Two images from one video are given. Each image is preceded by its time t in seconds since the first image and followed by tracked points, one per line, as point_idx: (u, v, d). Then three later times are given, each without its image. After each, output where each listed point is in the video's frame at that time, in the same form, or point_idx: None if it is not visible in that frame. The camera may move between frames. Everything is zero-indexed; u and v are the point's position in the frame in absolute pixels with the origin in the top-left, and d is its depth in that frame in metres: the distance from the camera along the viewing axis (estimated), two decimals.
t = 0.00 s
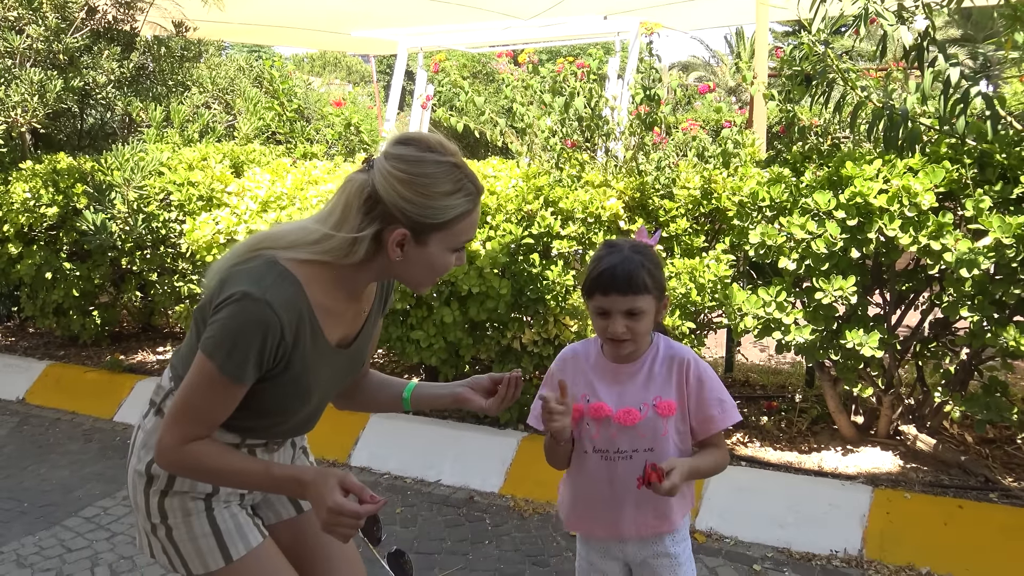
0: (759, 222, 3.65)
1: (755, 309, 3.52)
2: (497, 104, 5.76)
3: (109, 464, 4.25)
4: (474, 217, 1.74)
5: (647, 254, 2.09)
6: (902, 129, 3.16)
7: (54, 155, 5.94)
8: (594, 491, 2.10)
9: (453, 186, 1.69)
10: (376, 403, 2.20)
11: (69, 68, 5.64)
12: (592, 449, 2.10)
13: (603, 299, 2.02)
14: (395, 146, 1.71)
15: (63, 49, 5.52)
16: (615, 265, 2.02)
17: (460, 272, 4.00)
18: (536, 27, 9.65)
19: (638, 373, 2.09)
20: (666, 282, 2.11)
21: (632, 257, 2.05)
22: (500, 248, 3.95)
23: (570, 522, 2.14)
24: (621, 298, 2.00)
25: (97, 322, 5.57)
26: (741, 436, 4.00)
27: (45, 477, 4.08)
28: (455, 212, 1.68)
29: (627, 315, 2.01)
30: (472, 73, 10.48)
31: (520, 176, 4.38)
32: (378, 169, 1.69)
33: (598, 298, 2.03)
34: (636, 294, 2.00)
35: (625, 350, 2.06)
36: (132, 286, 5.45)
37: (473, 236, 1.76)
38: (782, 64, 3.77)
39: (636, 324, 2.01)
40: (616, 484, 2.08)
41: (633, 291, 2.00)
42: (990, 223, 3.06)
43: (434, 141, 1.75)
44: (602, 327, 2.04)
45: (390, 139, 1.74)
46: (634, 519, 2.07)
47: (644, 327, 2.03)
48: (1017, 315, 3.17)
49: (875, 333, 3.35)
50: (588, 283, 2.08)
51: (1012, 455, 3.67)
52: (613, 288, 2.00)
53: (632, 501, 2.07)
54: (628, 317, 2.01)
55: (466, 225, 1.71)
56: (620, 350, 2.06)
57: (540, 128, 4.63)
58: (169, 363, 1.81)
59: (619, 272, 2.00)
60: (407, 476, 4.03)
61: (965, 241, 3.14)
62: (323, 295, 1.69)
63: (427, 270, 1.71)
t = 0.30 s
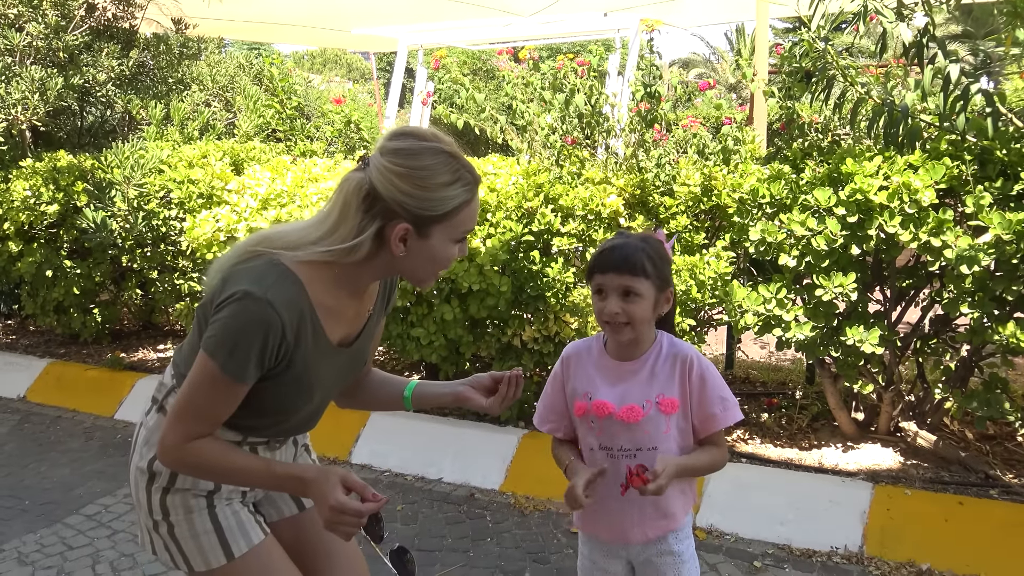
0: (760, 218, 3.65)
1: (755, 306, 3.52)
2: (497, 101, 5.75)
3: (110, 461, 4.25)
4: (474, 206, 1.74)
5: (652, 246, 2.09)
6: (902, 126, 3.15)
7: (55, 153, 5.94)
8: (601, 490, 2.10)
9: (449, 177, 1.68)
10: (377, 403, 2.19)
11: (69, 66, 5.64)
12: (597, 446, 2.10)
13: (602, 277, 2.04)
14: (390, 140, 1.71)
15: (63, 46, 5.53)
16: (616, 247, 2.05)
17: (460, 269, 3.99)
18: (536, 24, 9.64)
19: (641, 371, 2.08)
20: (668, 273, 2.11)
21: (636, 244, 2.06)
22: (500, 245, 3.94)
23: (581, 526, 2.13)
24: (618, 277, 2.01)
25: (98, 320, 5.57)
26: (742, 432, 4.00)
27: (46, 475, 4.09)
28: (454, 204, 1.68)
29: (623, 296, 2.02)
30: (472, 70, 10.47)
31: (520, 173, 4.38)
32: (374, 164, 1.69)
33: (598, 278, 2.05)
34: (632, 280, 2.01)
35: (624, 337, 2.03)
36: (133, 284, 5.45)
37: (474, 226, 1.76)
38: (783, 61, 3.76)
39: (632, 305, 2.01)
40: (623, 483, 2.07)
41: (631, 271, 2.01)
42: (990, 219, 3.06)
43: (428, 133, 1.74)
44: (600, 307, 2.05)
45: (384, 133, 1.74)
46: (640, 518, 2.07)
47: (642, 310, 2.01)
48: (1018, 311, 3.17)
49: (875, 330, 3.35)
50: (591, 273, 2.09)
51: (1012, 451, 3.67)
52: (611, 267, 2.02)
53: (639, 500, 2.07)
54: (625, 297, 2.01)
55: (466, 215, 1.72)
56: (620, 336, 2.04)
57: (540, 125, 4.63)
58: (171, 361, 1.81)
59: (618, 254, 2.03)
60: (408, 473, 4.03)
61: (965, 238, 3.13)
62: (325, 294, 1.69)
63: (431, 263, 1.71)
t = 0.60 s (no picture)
0: (760, 217, 3.65)
1: (756, 304, 3.51)
2: (498, 99, 5.75)
3: (111, 459, 4.26)
4: (446, 158, 1.69)
5: (651, 240, 2.10)
6: (902, 124, 3.17)
7: (55, 151, 5.93)
8: (601, 484, 2.10)
9: (405, 118, 1.66)
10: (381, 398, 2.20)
11: (69, 64, 5.64)
12: (599, 441, 2.10)
13: (601, 274, 2.04)
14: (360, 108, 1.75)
15: (64, 45, 5.54)
16: (619, 246, 2.06)
17: (460, 267, 3.99)
18: (537, 22, 9.63)
19: (645, 370, 2.09)
20: (671, 274, 2.09)
21: (640, 244, 2.06)
22: (501, 243, 3.94)
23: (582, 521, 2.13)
24: (617, 274, 2.01)
25: (99, 318, 5.57)
26: (742, 430, 4.01)
27: (47, 473, 4.09)
28: (406, 141, 1.65)
29: (620, 293, 2.01)
30: (472, 68, 10.47)
31: (520, 171, 4.38)
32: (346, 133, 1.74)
33: (598, 274, 2.06)
34: (630, 277, 2.00)
35: (619, 333, 2.03)
36: (133, 282, 5.45)
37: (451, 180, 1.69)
38: (783, 59, 3.75)
39: (628, 303, 2.00)
40: (622, 477, 2.07)
41: (630, 270, 2.00)
42: (990, 218, 3.05)
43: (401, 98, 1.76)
44: (598, 304, 2.05)
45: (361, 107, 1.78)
46: (640, 512, 2.06)
47: (639, 309, 2.00)
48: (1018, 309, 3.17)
49: (876, 328, 3.35)
50: (592, 270, 2.10)
51: (1013, 449, 3.68)
52: (610, 264, 2.03)
53: (639, 495, 2.06)
54: (623, 295, 2.01)
55: (429, 159, 1.66)
56: (616, 332, 2.04)
57: (540, 123, 4.62)
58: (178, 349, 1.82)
59: (618, 252, 2.03)
60: (408, 471, 4.03)
61: (966, 236, 3.13)
62: (324, 277, 1.69)
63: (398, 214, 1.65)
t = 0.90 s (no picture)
0: (761, 215, 3.65)
1: (756, 303, 3.51)
2: (498, 98, 5.75)
3: (112, 458, 4.26)
4: (390, 82, 1.70)
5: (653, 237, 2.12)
6: (903, 122, 3.21)
7: (55, 150, 5.93)
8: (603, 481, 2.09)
9: (346, 49, 1.72)
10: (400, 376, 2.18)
11: (69, 63, 5.64)
12: (601, 441, 2.10)
13: (610, 276, 2.05)
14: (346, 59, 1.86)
15: (64, 43, 5.57)
16: (624, 245, 2.06)
17: (461, 266, 3.99)
18: (537, 20, 9.63)
19: (648, 371, 2.09)
20: (675, 271, 2.11)
21: (643, 242, 2.07)
22: (501, 242, 3.92)
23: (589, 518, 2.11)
24: (626, 276, 2.02)
25: (99, 317, 5.57)
26: (743, 429, 4.00)
27: (48, 472, 4.09)
28: (342, 67, 1.70)
29: (631, 294, 2.02)
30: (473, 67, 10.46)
31: (520, 170, 4.38)
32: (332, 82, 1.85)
33: (605, 276, 2.06)
34: (640, 277, 2.01)
35: (630, 334, 2.04)
36: (133, 281, 5.45)
37: (394, 105, 1.69)
38: (783, 58, 3.75)
39: (639, 304, 2.01)
40: (626, 475, 2.07)
41: (638, 270, 2.02)
42: (991, 217, 3.05)
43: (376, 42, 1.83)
44: (607, 306, 2.05)
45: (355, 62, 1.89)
46: (642, 514, 2.05)
47: (649, 309, 2.02)
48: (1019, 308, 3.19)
49: (876, 327, 3.35)
50: (597, 270, 2.10)
51: (1013, 448, 3.68)
52: (618, 265, 2.03)
53: (642, 495, 2.06)
54: (633, 296, 2.02)
55: (363, 80, 1.68)
56: (625, 334, 2.04)
57: (541, 122, 4.62)
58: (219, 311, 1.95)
59: (626, 252, 2.04)
60: (408, 470, 4.02)
61: (966, 235, 3.13)
62: (300, 218, 1.71)
63: (342, 140, 1.67)
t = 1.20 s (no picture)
0: (762, 217, 3.65)
1: (757, 305, 3.52)
2: (499, 99, 5.75)
3: (113, 459, 4.26)
4: (380, 65, 1.71)
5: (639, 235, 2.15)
6: (904, 124, 3.19)
7: (56, 150, 5.93)
8: (608, 487, 2.09)
9: (337, 33, 1.75)
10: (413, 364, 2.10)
11: (70, 64, 5.64)
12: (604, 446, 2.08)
13: (610, 279, 2.05)
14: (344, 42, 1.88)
15: (65, 44, 5.56)
16: (622, 247, 2.07)
17: (462, 267, 3.98)
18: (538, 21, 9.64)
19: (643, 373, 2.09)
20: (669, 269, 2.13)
21: (638, 242, 2.09)
22: (501, 243, 3.93)
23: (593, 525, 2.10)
24: (627, 278, 2.03)
25: (100, 317, 5.57)
26: (743, 430, 4.00)
27: (49, 472, 4.09)
28: (332, 52, 1.73)
29: (634, 297, 2.03)
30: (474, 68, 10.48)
31: (521, 171, 4.38)
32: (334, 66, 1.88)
33: (605, 280, 2.06)
34: (641, 279, 2.03)
35: (631, 336, 2.04)
36: (134, 282, 5.45)
37: (383, 87, 1.71)
38: (784, 58, 3.75)
39: (642, 305, 2.03)
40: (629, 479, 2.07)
41: (638, 271, 2.03)
42: (992, 218, 3.06)
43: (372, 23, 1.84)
44: (610, 310, 2.05)
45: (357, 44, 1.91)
46: (647, 517, 2.06)
47: (651, 309, 2.04)
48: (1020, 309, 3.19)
49: (877, 328, 3.35)
50: (596, 273, 2.10)
51: (1014, 450, 3.68)
52: (619, 268, 2.04)
53: (647, 498, 2.06)
54: (636, 298, 2.03)
55: (351, 63, 1.70)
56: (627, 336, 2.04)
57: (542, 123, 4.62)
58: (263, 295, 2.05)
59: (625, 254, 2.05)
60: (409, 470, 4.02)
61: (968, 236, 3.12)
62: (301, 205, 1.76)
63: (334, 124, 1.69)
